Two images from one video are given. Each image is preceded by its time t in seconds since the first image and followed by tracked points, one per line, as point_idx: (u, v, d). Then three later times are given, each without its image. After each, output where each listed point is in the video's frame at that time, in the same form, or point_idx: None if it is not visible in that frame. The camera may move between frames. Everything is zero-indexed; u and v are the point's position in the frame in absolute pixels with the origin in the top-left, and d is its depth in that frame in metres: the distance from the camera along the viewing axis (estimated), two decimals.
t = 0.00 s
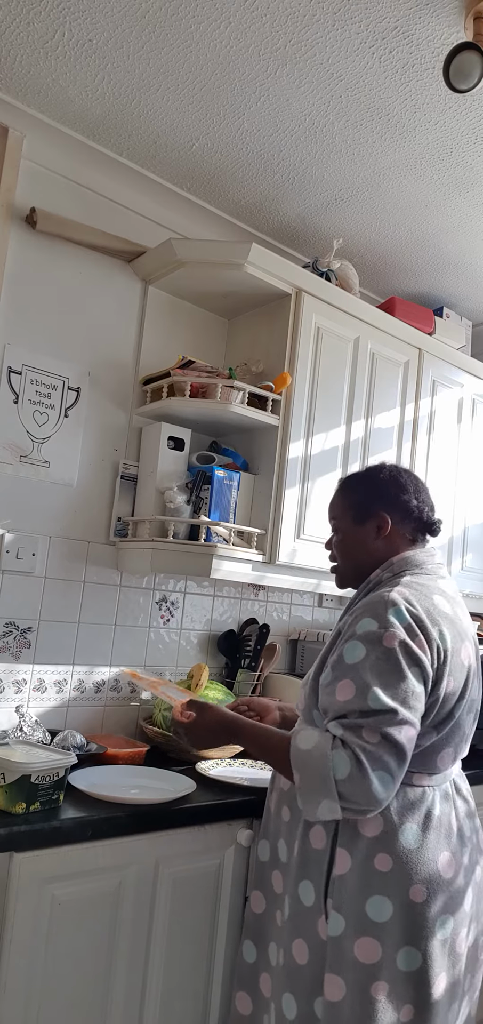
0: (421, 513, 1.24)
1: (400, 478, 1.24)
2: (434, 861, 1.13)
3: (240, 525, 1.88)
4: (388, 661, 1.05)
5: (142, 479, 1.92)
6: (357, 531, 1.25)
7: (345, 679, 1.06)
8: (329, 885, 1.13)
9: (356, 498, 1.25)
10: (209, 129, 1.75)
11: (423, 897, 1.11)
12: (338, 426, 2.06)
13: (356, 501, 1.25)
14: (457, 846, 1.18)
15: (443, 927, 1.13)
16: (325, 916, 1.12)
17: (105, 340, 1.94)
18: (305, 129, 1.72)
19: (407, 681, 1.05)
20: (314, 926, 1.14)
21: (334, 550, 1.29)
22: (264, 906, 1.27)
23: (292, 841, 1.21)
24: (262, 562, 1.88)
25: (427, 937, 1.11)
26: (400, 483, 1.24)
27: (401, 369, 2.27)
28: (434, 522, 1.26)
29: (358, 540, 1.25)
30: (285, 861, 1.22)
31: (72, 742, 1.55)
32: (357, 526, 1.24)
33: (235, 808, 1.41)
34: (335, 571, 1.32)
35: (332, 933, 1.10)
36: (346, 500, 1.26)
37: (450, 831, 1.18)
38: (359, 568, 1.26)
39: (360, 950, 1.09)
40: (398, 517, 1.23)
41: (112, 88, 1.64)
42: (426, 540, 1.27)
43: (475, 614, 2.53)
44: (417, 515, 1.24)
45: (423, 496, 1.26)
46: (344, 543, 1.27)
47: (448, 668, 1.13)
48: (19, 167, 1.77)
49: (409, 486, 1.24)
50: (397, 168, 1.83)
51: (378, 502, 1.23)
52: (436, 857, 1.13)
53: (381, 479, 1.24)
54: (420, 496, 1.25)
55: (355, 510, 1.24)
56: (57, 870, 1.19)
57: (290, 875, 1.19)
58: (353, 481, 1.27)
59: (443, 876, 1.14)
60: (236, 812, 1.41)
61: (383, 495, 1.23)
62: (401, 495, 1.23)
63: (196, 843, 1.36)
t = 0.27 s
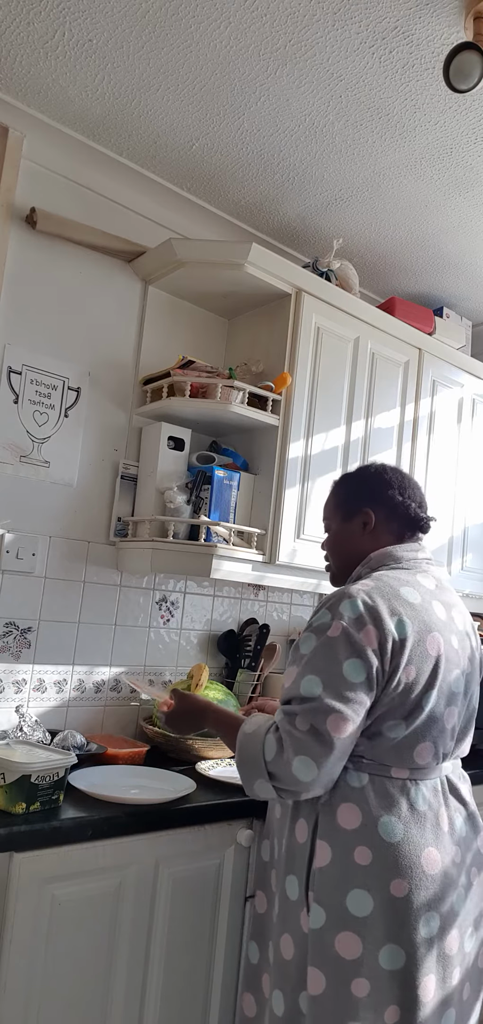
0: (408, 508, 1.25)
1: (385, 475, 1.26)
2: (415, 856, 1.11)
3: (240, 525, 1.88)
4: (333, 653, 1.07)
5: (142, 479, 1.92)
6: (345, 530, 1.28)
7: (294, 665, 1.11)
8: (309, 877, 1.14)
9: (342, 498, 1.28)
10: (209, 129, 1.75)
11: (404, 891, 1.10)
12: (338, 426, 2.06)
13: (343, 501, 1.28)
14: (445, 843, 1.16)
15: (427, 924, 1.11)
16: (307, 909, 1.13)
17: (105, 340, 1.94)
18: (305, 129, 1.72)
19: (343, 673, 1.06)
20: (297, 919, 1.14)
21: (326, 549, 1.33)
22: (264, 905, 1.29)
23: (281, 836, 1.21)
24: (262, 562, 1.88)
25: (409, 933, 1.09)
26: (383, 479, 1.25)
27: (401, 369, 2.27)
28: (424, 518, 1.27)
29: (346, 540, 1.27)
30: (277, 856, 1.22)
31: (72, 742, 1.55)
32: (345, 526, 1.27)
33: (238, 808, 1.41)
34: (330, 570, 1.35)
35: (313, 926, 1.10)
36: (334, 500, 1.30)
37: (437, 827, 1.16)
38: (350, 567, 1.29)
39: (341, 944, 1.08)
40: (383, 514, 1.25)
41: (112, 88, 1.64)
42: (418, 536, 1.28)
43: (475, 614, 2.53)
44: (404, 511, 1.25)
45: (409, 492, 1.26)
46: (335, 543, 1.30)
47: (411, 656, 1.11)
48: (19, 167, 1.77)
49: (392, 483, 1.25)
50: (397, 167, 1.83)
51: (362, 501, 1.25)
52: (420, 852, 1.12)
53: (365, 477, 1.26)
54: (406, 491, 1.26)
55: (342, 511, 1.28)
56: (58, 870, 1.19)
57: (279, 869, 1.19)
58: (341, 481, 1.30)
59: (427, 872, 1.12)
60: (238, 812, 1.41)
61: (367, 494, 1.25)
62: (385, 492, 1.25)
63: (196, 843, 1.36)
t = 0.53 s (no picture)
0: (396, 507, 1.25)
1: (373, 474, 1.26)
2: (392, 850, 1.07)
3: (240, 525, 1.88)
4: (298, 647, 1.07)
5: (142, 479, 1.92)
6: (335, 529, 1.29)
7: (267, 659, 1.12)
8: (290, 872, 1.12)
9: (333, 499, 1.29)
10: (209, 129, 1.75)
11: (381, 887, 1.06)
12: (338, 426, 2.06)
13: (334, 501, 1.29)
14: (430, 842, 1.11)
15: (407, 924, 1.07)
16: (289, 905, 1.12)
17: (105, 340, 1.94)
18: (305, 129, 1.72)
19: (301, 667, 1.06)
20: (280, 915, 1.13)
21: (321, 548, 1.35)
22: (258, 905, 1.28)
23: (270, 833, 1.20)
24: (262, 562, 1.88)
25: (387, 931, 1.05)
26: (371, 479, 1.25)
27: (401, 369, 2.27)
28: (414, 517, 1.26)
29: (337, 539, 1.29)
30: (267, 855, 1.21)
31: (72, 742, 1.55)
32: (335, 525, 1.29)
33: (238, 808, 1.41)
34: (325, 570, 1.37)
35: (293, 920, 1.09)
36: (327, 500, 1.32)
37: (421, 825, 1.11)
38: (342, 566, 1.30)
39: (318, 938, 1.07)
40: (371, 513, 1.25)
41: (112, 88, 1.64)
42: (408, 536, 1.27)
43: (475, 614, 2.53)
44: (392, 510, 1.25)
45: (397, 491, 1.26)
46: (327, 543, 1.31)
47: (377, 649, 1.09)
48: (19, 167, 1.77)
49: (378, 483, 1.25)
50: (397, 167, 1.83)
51: (351, 500, 1.27)
52: (398, 848, 1.07)
53: (354, 477, 1.27)
54: (394, 490, 1.25)
55: (333, 511, 1.29)
56: (57, 870, 1.19)
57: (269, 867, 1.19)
58: (333, 481, 1.31)
59: (407, 870, 1.07)
60: (238, 812, 1.41)
61: (355, 494, 1.26)
62: (372, 491, 1.25)
63: (196, 844, 1.36)
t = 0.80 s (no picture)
0: (394, 507, 1.25)
1: (370, 475, 1.26)
2: (373, 846, 1.05)
3: (240, 525, 1.88)
4: (276, 642, 1.07)
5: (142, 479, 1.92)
6: (332, 529, 1.28)
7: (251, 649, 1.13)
8: (278, 869, 1.13)
9: (329, 499, 1.29)
10: (209, 129, 1.75)
11: (362, 883, 1.05)
12: (338, 425, 2.06)
13: (330, 501, 1.29)
14: (417, 840, 1.08)
15: (389, 922, 1.04)
16: (277, 902, 1.12)
17: (105, 340, 1.94)
18: (305, 129, 1.72)
19: (273, 663, 1.06)
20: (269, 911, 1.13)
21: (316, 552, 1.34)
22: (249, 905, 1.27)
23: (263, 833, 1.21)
24: (262, 562, 1.88)
25: (367, 928, 1.04)
26: (368, 480, 1.26)
27: (401, 369, 2.27)
28: (410, 516, 1.27)
29: (334, 539, 1.28)
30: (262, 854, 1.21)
31: (72, 742, 1.55)
32: (331, 525, 1.28)
33: (238, 808, 1.41)
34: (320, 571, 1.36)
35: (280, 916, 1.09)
36: (323, 500, 1.32)
37: (408, 823, 1.08)
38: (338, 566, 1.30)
39: (303, 934, 1.06)
40: (369, 512, 1.25)
41: (112, 88, 1.64)
42: (404, 536, 1.27)
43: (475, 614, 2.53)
44: (389, 509, 1.25)
45: (393, 491, 1.26)
46: (323, 543, 1.31)
47: (355, 646, 1.08)
48: (19, 167, 1.77)
49: (375, 482, 1.25)
50: (397, 167, 1.83)
51: (347, 500, 1.26)
52: (380, 845, 1.05)
53: (351, 477, 1.27)
54: (391, 490, 1.26)
55: (329, 510, 1.29)
56: (57, 870, 1.19)
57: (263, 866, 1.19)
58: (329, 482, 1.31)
59: (389, 867, 1.05)
60: (238, 813, 1.41)
61: (352, 493, 1.26)
62: (369, 491, 1.25)
63: (196, 843, 1.36)
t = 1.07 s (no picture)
0: (380, 506, 1.26)
1: (354, 482, 1.28)
2: (363, 843, 1.05)
3: (240, 525, 1.88)
4: (270, 635, 1.10)
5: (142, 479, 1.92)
6: (330, 540, 1.31)
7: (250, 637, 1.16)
8: (272, 866, 1.14)
9: (323, 513, 1.33)
10: (209, 129, 1.75)
11: (350, 881, 1.04)
12: (338, 426, 2.06)
13: (324, 514, 1.33)
14: (409, 839, 1.08)
15: (377, 921, 1.04)
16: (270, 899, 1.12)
17: (105, 340, 1.94)
18: (305, 129, 1.72)
19: (264, 651, 1.10)
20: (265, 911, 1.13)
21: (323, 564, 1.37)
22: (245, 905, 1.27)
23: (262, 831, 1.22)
24: (262, 562, 1.88)
25: (355, 925, 1.04)
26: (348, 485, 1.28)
27: (401, 369, 2.27)
28: (400, 511, 1.27)
29: (333, 549, 1.31)
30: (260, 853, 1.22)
31: (72, 742, 1.55)
32: (328, 537, 1.32)
33: (238, 808, 1.41)
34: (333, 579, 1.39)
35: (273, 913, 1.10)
36: (321, 515, 1.35)
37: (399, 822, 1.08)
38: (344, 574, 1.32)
39: (294, 931, 1.07)
40: (358, 517, 1.27)
41: (112, 88, 1.64)
42: (399, 534, 1.27)
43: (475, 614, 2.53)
44: (376, 509, 1.26)
45: (378, 490, 1.27)
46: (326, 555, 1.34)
47: (347, 640, 1.09)
48: (19, 167, 1.77)
49: (356, 485, 1.27)
50: (397, 167, 1.83)
51: (337, 510, 1.29)
52: (369, 842, 1.05)
53: (337, 489, 1.30)
54: (375, 491, 1.27)
55: (324, 524, 1.32)
56: (58, 870, 1.19)
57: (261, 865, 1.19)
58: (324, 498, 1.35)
59: (379, 865, 1.05)
60: (239, 813, 1.41)
61: (339, 503, 1.29)
62: (354, 497, 1.27)
63: (196, 843, 1.36)
